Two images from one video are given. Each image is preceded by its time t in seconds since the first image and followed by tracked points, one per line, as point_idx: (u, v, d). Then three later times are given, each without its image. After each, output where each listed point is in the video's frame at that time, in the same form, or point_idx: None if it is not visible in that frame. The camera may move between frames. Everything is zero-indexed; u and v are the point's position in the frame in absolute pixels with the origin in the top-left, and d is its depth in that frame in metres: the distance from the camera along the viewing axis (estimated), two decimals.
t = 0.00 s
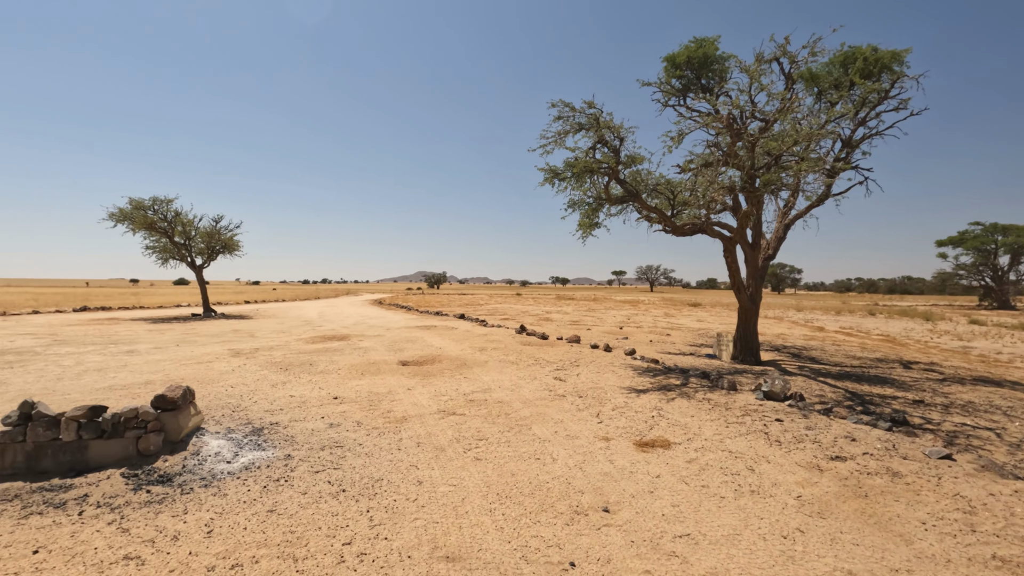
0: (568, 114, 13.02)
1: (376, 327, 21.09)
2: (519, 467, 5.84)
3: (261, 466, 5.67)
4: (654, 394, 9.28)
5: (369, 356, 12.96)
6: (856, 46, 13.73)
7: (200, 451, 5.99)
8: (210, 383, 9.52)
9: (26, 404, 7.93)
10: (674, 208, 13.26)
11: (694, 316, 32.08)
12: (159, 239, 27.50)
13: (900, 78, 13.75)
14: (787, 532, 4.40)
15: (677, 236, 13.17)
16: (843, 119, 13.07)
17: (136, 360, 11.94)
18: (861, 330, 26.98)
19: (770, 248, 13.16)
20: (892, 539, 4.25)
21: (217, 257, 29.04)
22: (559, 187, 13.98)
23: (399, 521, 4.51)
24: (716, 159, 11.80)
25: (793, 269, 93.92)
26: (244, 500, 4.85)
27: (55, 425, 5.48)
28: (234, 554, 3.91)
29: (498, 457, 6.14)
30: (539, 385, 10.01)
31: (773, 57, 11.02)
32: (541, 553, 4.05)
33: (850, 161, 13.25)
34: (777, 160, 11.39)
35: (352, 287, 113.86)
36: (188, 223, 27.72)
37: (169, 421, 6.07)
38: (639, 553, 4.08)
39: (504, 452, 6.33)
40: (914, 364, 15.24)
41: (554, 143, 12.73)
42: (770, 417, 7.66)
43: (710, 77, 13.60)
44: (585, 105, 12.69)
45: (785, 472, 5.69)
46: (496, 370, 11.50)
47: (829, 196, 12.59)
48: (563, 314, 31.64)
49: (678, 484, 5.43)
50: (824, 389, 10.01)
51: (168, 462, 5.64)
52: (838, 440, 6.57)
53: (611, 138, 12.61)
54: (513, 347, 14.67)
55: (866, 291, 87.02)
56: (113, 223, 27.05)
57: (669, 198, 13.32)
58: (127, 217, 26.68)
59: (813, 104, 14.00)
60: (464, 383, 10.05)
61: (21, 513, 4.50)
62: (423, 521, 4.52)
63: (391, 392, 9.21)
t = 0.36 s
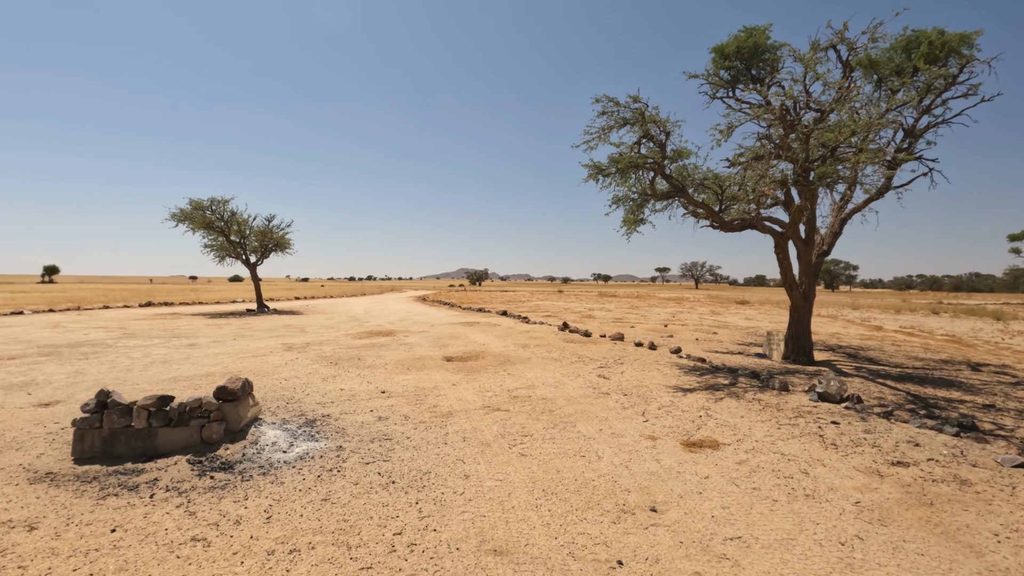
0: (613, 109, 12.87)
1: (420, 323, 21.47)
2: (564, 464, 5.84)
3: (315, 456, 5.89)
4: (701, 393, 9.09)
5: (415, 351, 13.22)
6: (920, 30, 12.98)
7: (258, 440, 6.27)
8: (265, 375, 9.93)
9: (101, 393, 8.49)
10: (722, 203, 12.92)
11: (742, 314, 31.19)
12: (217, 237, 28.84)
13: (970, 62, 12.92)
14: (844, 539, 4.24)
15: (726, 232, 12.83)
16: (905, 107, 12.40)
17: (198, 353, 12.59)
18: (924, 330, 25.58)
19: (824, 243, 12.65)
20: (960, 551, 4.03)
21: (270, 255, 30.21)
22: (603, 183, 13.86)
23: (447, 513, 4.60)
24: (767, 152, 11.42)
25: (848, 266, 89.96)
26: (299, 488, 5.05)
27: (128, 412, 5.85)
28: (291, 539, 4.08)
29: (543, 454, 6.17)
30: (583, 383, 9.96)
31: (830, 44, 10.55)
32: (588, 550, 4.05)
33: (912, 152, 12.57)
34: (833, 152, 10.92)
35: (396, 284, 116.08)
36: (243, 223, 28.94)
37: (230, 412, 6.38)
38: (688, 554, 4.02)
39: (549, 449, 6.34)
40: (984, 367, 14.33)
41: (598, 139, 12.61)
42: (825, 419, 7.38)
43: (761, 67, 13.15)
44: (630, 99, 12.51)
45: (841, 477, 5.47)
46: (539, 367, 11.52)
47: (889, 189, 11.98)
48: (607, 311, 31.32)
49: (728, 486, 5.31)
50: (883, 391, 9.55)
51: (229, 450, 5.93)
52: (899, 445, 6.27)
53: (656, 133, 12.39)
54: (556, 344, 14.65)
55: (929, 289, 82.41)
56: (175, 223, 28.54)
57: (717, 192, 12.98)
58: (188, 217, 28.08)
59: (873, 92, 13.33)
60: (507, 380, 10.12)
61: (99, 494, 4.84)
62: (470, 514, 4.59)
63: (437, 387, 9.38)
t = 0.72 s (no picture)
0: (657, 103, 12.63)
1: (462, 321, 21.68)
2: (609, 463, 5.79)
3: (363, 449, 6.04)
4: (750, 394, 8.83)
5: (457, 348, 13.36)
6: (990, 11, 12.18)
7: (310, 433, 6.48)
8: (315, 370, 10.24)
9: (164, 385, 8.95)
10: (772, 198, 12.50)
11: (792, 313, 30.10)
12: (268, 237, 29.93)
13: None
14: (909, 548, 4.04)
15: (775, 228, 12.41)
16: (973, 93, 11.67)
17: (251, 348, 13.10)
18: (992, 331, 24.04)
19: (883, 239, 12.06)
20: None
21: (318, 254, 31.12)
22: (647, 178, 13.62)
23: (494, 509, 4.63)
24: (820, 144, 10.97)
25: (907, 263, 85.50)
26: (350, 480, 5.18)
27: (190, 403, 6.15)
28: (344, 529, 4.20)
29: (587, 452, 6.13)
30: (627, 382, 9.84)
31: (890, 29, 10.03)
32: (636, 550, 4.00)
33: (981, 141, 11.82)
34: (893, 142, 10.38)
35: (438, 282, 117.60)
36: (292, 223, 29.92)
37: (284, 404, 6.61)
38: (740, 558, 3.92)
39: (594, 447, 6.30)
40: None
41: (642, 134, 12.41)
42: (885, 423, 7.04)
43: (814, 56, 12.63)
44: (675, 92, 12.25)
45: (905, 483, 5.21)
46: (582, 365, 11.44)
47: (955, 180, 11.30)
48: (650, 309, 30.80)
49: (781, 489, 5.14)
50: (949, 394, 9.03)
51: (283, 441, 6.15)
52: (969, 452, 5.92)
53: (703, 127, 12.09)
54: (598, 342, 14.52)
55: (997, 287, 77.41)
56: (229, 223, 29.78)
57: (767, 187, 12.57)
58: (240, 218, 29.26)
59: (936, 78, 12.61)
60: (550, 377, 10.10)
61: (165, 480, 5.10)
62: (516, 510, 4.60)
63: (480, 384, 9.45)
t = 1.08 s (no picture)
0: (701, 98, 12.35)
1: (502, 319, 21.79)
2: (654, 463, 5.72)
3: (409, 444, 6.16)
4: (800, 396, 8.54)
5: (498, 346, 13.44)
6: None
7: (357, 427, 6.65)
8: (360, 366, 10.50)
9: (219, 378, 9.36)
10: (823, 193, 12.05)
11: (844, 312, 28.91)
12: (314, 237, 30.83)
13: None
14: (977, 561, 3.83)
15: (827, 224, 11.96)
16: None
17: (299, 344, 13.53)
18: None
19: (944, 235, 11.44)
20: None
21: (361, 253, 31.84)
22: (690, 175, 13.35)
23: (538, 506, 4.64)
24: (876, 136, 10.49)
25: (970, 260, 80.76)
26: (396, 474, 5.30)
27: (245, 396, 6.42)
28: (391, 521, 4.29)
29: (631, 452, 6.06)
30: (670, 382, 9.67)
31: (952, 14, 9.51)
32: (683, 552, 3.94)
33: None
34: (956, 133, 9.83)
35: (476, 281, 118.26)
36: (337, 223, 30.72)
37: (333, 399, 6.81)
38: (793, 564, 3.81)
39: (637, 447, 6.23)
40: None
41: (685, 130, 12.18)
42: (947, 429, 6.69)
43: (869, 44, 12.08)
44: (720, 86, 11.95)
45: (971, 492, 4.94)
46: (623, 364, 11.32)
47: None
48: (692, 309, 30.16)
49: (836, 495, 4.96)
50: (1018, 400, 8.50)
51: (332, 435, 6.34)
52: None
53: (749, 121, 11.75)
54: (639, 341, 14.34)
55: None
56: (277, 223, 30.83)
57: (818, 182, 12.12)
58: (288, 219, 30.26)
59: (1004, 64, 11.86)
60: (591, 376, 10.04)
61: (223, 469, 5.34)
62: (560, 508, 4.60)
63: (521, 382, 9.49)
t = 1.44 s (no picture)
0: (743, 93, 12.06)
1: (538, 318, 21.78)
2: (694, 466, 5.64)
3: (448, 441, 6.25)
4: (848, 399, 8.25)
5: (534, 345, 13.46)
6: None
7: (398, 423, 6.79)
8: (399, 364, 10.70)
9: (266, 374, 9.71)
10: (873, 189, 11.59)
11: (895, 313, 27.67)
12: (353, 237, 31.53)
13: None
14: None
15: (877, 222, 11.50)
16: None
17: (340, 342, 13.89)
18: None
19: (1007, 232, 10.84)
20: None
21: (399, 252, 32.37)
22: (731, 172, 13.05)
23: (576, 506, 4.65)
24: (931, 129, 10.03)
25: None
26: (436, 470, 5.40)
27: (291, 392, 6.65)
28: (432, 517, 4.37)
29: (670, 454, 5.99)
30: (711, 383, 9.49)
31: None
32: (726, 556, 3.88)
33: None
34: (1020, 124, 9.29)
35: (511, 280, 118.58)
36: (376, 223, 31.34)
37: (374, 396, 6.96)
38: (840, 573, 3.70)
39: (677, 449, 6.15)
40: None
41: (726, 126, 11.92)
42: (1009, 436, 6.34)
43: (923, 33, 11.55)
44: (764, 81, 11.64)
45: None
46: (661, 365, 11.17)
47: None
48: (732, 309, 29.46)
49: (887, 503, 4.78)
50: None
51: (374, 431, 6.50)
52: None
53: (794, 116, 11.40)
54: (678, 342, 14.11)
55: None
56: (318, 224, 31.67)
57: (867, 177, 11.67)
58: (329, 220, 31.05)
59: None
60: (629, 377, 9.95)
61: (272, 462, 5.55)
62: (599, 508, 4.59)
63: (558, 381, 9.48)
